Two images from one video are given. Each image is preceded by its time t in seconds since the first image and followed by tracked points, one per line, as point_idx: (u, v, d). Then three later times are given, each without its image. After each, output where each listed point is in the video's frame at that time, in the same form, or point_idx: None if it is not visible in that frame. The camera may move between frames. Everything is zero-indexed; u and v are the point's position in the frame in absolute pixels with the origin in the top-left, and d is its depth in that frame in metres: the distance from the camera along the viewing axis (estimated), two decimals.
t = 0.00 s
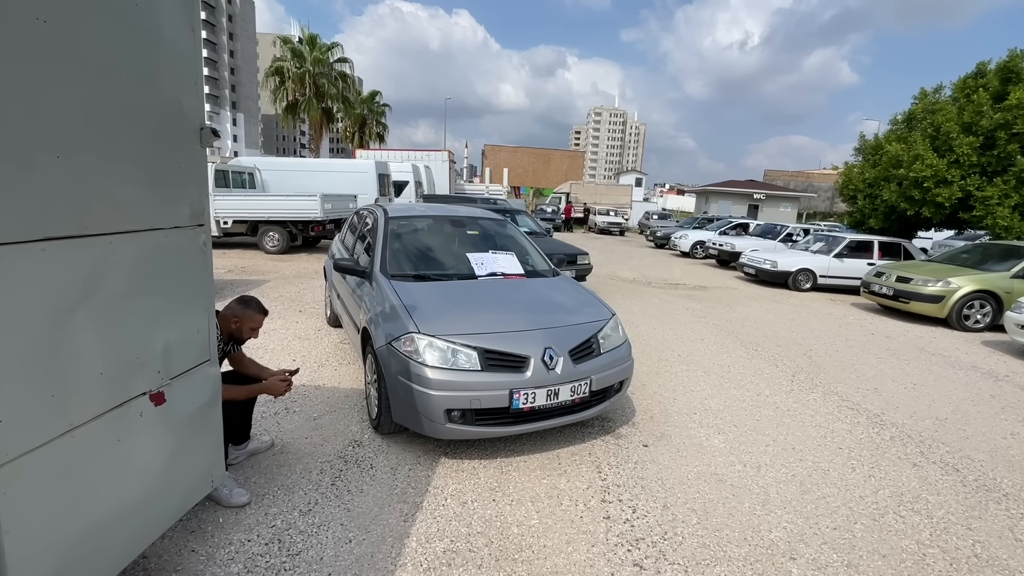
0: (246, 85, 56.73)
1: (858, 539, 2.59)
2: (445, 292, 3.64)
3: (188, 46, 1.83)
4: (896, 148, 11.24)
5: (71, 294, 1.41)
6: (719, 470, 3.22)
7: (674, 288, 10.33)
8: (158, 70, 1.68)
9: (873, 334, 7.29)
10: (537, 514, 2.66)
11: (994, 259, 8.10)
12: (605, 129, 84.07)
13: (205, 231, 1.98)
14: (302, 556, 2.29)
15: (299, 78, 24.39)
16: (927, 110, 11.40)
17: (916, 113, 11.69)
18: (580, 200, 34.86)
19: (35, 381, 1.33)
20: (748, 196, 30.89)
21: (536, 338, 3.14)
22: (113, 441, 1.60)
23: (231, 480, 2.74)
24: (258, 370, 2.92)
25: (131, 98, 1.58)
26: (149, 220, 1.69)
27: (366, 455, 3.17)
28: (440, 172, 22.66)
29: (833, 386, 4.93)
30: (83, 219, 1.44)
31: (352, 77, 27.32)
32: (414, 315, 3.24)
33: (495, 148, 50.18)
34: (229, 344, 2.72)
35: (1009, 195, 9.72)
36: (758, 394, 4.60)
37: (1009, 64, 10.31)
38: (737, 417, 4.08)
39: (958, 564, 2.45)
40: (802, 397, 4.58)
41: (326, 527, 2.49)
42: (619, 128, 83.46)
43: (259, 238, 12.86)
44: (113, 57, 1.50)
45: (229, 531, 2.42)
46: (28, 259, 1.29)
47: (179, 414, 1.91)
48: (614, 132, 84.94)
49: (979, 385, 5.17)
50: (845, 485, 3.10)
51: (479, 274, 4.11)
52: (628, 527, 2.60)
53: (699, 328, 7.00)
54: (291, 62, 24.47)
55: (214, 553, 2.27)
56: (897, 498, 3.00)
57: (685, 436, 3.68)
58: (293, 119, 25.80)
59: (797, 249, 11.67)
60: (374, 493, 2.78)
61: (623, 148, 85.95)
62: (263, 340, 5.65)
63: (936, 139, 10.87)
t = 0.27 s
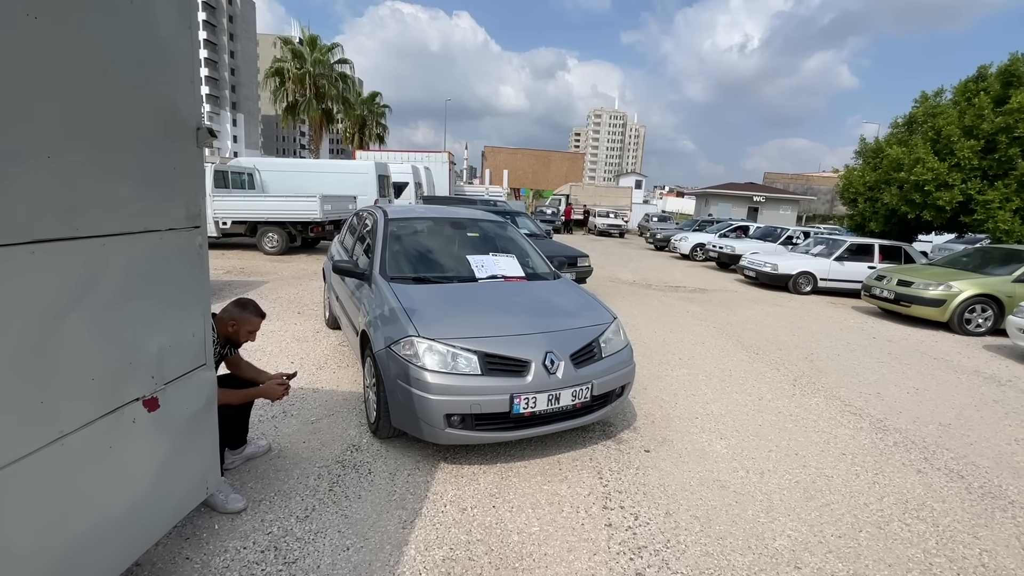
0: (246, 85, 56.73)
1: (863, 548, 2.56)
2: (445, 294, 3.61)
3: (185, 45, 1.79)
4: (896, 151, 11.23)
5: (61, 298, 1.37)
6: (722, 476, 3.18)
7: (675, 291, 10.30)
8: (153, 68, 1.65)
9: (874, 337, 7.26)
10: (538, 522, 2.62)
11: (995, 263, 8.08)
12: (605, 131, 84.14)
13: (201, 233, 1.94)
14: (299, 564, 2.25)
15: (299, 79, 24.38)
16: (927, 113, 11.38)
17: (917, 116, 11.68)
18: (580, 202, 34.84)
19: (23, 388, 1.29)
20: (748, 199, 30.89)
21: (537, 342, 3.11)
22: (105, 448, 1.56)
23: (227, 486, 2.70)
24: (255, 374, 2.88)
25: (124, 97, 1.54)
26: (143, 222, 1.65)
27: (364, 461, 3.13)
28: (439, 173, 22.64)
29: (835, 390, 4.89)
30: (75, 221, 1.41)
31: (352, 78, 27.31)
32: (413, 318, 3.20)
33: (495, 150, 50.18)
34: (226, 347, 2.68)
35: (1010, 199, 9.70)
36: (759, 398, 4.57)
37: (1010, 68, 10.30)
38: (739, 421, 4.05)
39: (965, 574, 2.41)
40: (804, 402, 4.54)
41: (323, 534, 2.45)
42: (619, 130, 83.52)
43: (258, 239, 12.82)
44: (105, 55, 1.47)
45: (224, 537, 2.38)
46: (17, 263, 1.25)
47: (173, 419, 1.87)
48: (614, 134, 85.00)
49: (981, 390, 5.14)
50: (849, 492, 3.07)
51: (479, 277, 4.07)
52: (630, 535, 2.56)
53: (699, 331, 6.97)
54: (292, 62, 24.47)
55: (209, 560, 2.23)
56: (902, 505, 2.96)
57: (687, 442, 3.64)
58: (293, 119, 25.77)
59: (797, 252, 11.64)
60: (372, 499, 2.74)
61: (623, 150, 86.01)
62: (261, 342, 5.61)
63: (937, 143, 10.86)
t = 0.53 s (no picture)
0: (247, 87, 56.80)
1: (878, 563, 2.48)
2: (447, 299, 3.54)
3: (179, 43, 1.73)
4: (900, 155, 11.17)
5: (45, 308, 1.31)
6: (730, 486, 3.10)
7: (677, 294, 10.22)
8: (146, 67, 1.59)
9: (879, 342, 7.18)
10: (542, 534, 2.54)
11: (1001, 268, 8.01)
12: (606, 134, 84.18)
13: (196, 237, 1.88)
14: None
15: (300, 81, 24.34)
16: (931, 117, 11.33)
17: (920, 120, 11.63)
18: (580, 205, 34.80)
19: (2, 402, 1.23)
20: (749, 203, 30.84)
21: (540, 348, 3.04)
22: (92, 462, 1.49)
23: (222, 496, 2.63)
24: (253, 381, 2.81)
25: (115, 96, 1.48)
26: (135, 226, 1.59)
27: (363, 470, 3.05)
28: (440, 176, 22.59)
29: (843, 397, 4.82)
30: (61, 226, 1.35)
31: (353, 80, 27.30)
32: (414, 323, 3.13)
33: (495, 152, 50.17)
34: (222, 354, 2.61)
35: (1016, 203, 9.63)
36: (766, 405, 4.49)
37: (1015, 72, 10.25)
38: (745, 429, 3.97)
39: None
40: (811, 409, 4.46)
41: (321, 547, 2.38)
42: (620, 134, 83.56)
43: (258, 241, 12.75)
44: (93, 53, 1.41)
45: (219, 551, 2.30)
46: None
47: (165, 430, 1.80)
48: (615, 137, 85.07)
49: (990, 397, 5.07)
50: (861, 504, 2.99)
51: (481, 281, 3.99)
52: (637, 548, 2.49)
53: (703, 335, 6.89)
54: (293, 64, 24.48)
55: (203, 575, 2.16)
56: (915, 518, 2.88)
57: (693, 450, 3.56)
58: (294, 121, 25.74)
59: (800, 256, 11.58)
60: (371, 510, 2.67)
61: (624, 153, 86.03)
62: (260, 346, 5.53)
63: (941, 146, 10.80)
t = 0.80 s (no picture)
0: (249, 90, 56.92)
1: None
2: (450, 306, 3.45)
3: (176, 40, 1.66)
4: (906, 159, 11.10)
5: (30, 321, 1.23)
6: (742, 500, 3.01)
7: (681, 299, 10.14)
8: (140, 64, 1.51)
9: (887, 349, 7.09)
10: (549, 552, 2.45)
11: (1009, 273, 7.91)
12: (607, 138, 84.25)
13: (193, 243, 1.79)
14: None
15: (302, 84, 24.36)
16: (937, 121, 11.26)
17: (926, 124, 11.56)
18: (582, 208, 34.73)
19: None
20: (751, 207, 30.74)
21: (547, 357, 2.95)
22: (80, 483, 1.41)
23: (219, 510, 2.54)
24: (250, 391, 2.73)
25: (107, 95, 1.41)
26: (126, 232, 1.51)
27: (364, 482, 2.97)
28: (442, 179, 22.54)
29: (853, 406, 4.72)
30: (48, 234, 1.27)
31: (355, 83, 27.29)
32: (418, 331, 3.04)
33: (497, 156, 50.17)
34: (220, 363, 2.52)
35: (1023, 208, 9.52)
36: (776, 414, 4.40)
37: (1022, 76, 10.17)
38: (755, 439, 3.88)
39: None
40: (821, 418, 4.37)
41: (320, 564, 2.29)
42: (621, 137, 83.62)
43: (259, 244, 12.69)
44: (85, 49, 1.33)
45: (214, 569, 2.22)
46: None
47: (157, 445, 1.72)
48: (616, 140, 85.12)
49: (1003, 406, 4.97)
50: (878, 519, 2.90)
51: (485, 287, 3.91)
52: (649, 567, 2.39)
53: (708, 341, 6.80)
54: (295, 67, 24.49)
55: None
56: (935, 534, 2.79)
57: (703, 462, 3.47)
58: (296, 124, 25.72)
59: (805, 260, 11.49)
60: (372, 525, 2.58)
61: (625, 156, 86.06)
62: (260, 352, 5.46)
63: (947, 151, 10.73)
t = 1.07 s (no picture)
0: (252, 94, 57.09)
1: None
2: (449, 315, 3.34)
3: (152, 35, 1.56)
4: (912, 164, 10.97)
5: None
6: (751, 519, 2.89)
7: (684, 304, 10.02)
8: (111, 60, 1.41)
9: (896, 357, 6.95)
10: None
11: (1017, 281, 7.77)
12: (609, 142, 84.23)
13: (171, 252, 1.69)
14: None
15: (305, 87, 24.35)
16: (944, 126, 11.13)
17: (933, 129, 11.43)
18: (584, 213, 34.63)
19: None
20: (754, 211, 30.59)
21: (549, 370, 2.83)
22: (40, 514, 1.30)
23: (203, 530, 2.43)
24: (239, 403, 2.62)
25: (73, 93, 1.30)
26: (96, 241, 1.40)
27: (358, 498, 2.86)
28: (444, 183, 22.48)
29: (863, 417, 4.59)
30: (4, 244, 1.16)
31: (358, 87, 27.28)
32: (414, 341, 2.93)
33: (499, 160, 50.14)
34: (205, 375, 2.41)
35: None
36: (784, 426, 4.27)
37: None
38: (764, 453, 3.75)
39: None
40: (831, 431, 4.24)
41: None
42: (623, 141, 83.58)
43: (259, 248, 12.62)
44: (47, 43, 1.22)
45: None
46: None
47: (131, 468, 1.61)
48: (619, 145, 85.10)
49: (1018, 418, 4.82)
50: (894, 541, 2.76)
51: (486, 295, 3.79)
52: None
53: (713, 349, 6.67)
54: (298, 71, 24.51)
55: None
56: (955, 557, 2.65)
57: (709, 478, 3.34)
58: (298, 127, 25.70)
59: (809, 266, 11.35)
60: (365, 546, 2.46)
61: (627, 161, 86.01)
62: (256, 359, 5.35)
63: (955, 156, 10.60)
